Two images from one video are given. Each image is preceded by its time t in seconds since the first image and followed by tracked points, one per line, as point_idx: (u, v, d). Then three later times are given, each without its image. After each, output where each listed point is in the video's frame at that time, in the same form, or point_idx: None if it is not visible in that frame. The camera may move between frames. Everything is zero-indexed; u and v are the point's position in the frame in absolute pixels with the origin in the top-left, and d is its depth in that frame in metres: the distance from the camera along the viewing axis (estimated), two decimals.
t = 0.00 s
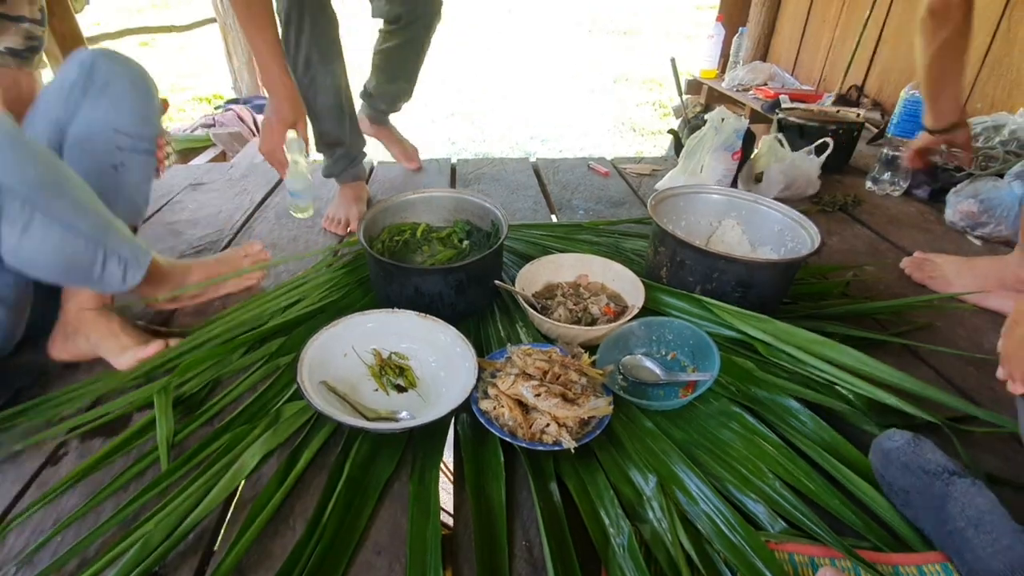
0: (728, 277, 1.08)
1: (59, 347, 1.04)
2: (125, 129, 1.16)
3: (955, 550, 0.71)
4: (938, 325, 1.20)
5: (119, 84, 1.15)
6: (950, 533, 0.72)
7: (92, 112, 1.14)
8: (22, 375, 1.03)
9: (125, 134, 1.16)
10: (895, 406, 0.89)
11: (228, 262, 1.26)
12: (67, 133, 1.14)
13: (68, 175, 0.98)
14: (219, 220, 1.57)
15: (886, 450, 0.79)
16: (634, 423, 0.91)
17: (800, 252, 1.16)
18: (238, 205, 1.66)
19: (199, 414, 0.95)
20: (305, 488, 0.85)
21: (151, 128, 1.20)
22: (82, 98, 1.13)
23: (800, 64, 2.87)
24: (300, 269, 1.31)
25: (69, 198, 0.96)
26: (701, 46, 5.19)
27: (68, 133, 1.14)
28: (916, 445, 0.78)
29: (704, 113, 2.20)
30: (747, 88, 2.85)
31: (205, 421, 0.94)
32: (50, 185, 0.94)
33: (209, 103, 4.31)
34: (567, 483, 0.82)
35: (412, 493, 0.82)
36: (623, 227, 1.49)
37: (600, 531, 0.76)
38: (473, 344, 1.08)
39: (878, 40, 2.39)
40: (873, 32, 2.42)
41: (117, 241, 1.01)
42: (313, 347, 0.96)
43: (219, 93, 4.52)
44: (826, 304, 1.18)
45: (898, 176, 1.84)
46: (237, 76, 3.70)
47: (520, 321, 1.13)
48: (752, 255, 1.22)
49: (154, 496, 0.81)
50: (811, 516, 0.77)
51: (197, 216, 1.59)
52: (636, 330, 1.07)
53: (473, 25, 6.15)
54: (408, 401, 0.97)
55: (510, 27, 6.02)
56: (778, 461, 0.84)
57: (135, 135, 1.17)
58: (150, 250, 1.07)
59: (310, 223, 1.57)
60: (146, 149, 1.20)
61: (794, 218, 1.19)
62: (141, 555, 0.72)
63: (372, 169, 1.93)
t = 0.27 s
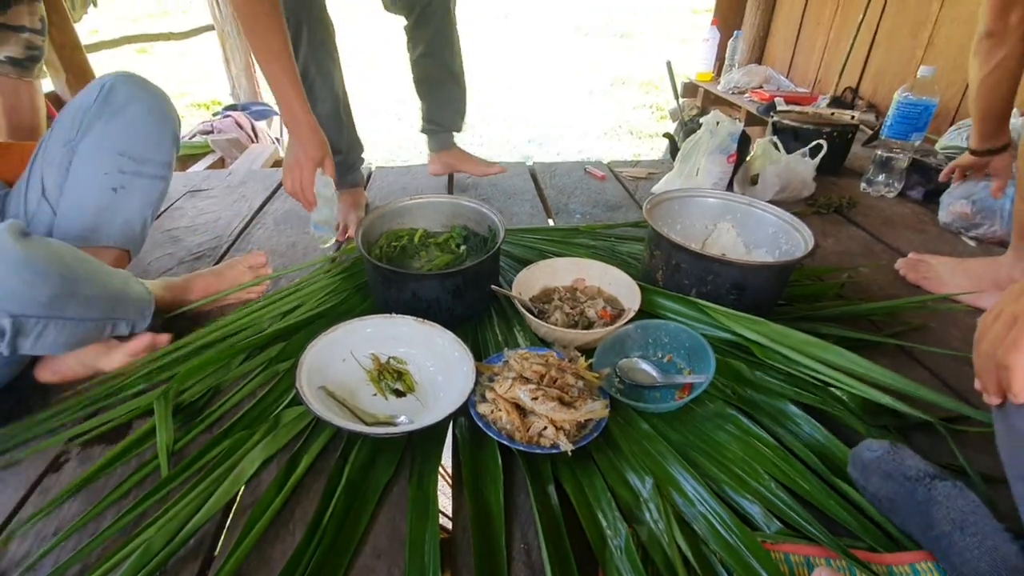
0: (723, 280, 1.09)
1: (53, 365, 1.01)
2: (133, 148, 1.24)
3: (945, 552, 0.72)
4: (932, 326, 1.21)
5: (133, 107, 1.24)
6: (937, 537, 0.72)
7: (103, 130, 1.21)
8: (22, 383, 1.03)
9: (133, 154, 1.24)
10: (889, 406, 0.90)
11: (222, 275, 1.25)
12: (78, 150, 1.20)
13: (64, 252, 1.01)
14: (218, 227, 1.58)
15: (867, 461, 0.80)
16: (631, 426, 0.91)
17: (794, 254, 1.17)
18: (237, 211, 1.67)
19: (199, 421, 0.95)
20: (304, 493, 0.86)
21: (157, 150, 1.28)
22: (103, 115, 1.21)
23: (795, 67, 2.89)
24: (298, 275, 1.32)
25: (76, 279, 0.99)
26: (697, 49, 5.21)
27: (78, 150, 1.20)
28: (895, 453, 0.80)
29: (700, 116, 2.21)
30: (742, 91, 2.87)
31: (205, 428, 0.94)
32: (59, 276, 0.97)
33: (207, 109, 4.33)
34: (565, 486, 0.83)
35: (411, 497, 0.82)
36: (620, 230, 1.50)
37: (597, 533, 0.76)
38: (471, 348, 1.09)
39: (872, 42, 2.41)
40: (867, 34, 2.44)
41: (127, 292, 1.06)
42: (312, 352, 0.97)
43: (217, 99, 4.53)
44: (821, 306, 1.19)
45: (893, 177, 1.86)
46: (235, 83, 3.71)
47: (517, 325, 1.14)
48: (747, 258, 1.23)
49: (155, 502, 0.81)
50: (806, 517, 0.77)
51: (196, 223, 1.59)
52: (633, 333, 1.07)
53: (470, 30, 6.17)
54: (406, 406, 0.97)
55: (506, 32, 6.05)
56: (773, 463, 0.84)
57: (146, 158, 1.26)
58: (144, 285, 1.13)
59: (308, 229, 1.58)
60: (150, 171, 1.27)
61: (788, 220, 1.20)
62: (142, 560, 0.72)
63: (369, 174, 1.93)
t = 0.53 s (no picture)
0: (724, 281, 1.09)
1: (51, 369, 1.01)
2: (159, 163, 1.21)
3: (946, 554, 0.72)
4: (932, 327, 1.21)
5: (163, 122, 1.21)
6: (937, 539, 0.72)
7: (130, 143, 1.19)
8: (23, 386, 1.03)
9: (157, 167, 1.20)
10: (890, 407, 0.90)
11: (221, 276, 1.24)
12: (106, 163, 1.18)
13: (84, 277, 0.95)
14: (218, 230, 1.57)
15: (863, 464, 0.80)
16: (633, 427, 0.91)
17: (795, 256, 1.17)
18: (237, 214, 1.67)
19: (200, 424, 0.95)
20: (305, 496, 0.85)
21: (184, 164, 1.24)
22: (134, 128, 1.19)
23: (793, 70, 2.90)
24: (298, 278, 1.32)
25: (98, 304, 0.95)
26: (694, 53, 5.23)
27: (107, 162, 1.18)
28: (890, 456, 0.80)
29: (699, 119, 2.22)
30: (741, 94, 2.87)
31: (206, 431, 0.94)
32: (85, 305, 0.93)
33: (206, 113, 4.33)
34: (568, 488, 0.82)
35: (413, 500, 0.82)
36: (620, 232, 1.50)
37: (601, 535, 0.76)
38: (472, 350, 1.09)
39: (869, 45, 2.42)
40: (864, 38, 2.44)
41: (139, 309, 1.03)
42: (313, 355, 0.97)
43: (216, 103, 4.53)
44: (822, 307, 1.19)
45: (891, 180, 1.86)
46: (234, 87, 3.72)
47: (518, 327, 1.14)
48: (748, 259, 1.23)
49: (155, 506, 0.81)
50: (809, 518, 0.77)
51: (196, 226, 1.59)
52: (634, 335, 1.07)
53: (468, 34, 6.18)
54: (408, 408, 0.97)
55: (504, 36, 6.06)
56: (776, 464, 0.84)
57: (171, 171, 1.22)
58: (153, 296, 1.10)
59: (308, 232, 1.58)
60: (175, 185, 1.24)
61: (788, 222, 1.21)
62: (143, 564, 0.72)
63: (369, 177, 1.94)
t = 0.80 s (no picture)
0: (722, 286, 1.09)
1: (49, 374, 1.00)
2: (206, 198, 1.21)
3: (942, 558, 0.72)
4: (929, 331, 1.21)
5: (219, 162, 1.21)
6: (934, 543, 0.72)
7: (181, 174, 1.19)
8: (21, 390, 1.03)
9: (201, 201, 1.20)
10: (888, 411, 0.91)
11: (220, 283, 1.22)
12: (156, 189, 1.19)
13: (94, 321, 0.93)
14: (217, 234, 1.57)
15: (862, 469, 0.81)
16: (632, 432, 0.91)
17: (793, 260, 1.18)
18: (236, 218, 1.67)
19: (198, 428, 0.95)
20: (304, 501, 0.85)
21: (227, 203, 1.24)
22: (189, 161, 1.20)
23: (790, 75, 2.91)
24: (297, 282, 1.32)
25: (109, 342, 0.95)
26: (692, 58, 5.26)
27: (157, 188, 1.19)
28: (886, 461, 0.80)
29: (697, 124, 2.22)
30: (738, 99, 2.89)
31: (204, 435, 0.94)
32: (95, 351, 0.93)
33: (205, 117, 4.33)
34: (567, 492, 0.82)
35: (412, 504, 0.82)
36: (618, 237, 1.50)
37: (600, 540, 0.76)
38: (471, 354, 1.09)
39: (866, 51, 2.43)
40: (860, 44, 2.46)
41: (147, 337, 1.02)
42: (312, 359, 0.97)
43: (215, 107, 4.53)
44: (820, 311, 1.20)
45: (888, 184, 1.86)
46: (233, 91, 3.73)
47: (517, 331, 1.14)
48: (746, 264, 1.23)
49: (154, 510, 0.81)
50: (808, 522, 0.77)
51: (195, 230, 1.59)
52: (633, 339, 1.07)
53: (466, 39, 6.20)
54: (407, 413, 0.97)
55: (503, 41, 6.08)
56: (775, 468, 0.84)
57: (213, 206, 1.22)
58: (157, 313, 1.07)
59: (307, 236, 1.58)
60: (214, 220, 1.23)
61: (786, 227, 1.21)
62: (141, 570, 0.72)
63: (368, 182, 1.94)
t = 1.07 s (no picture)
0: (723, 289, 1.10)
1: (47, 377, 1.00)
2: (232, 216, 1.25)
3: (945, 560, 0.72)
4: (929, 334, 1.22)
5: (247, 185, 1.28)
6: (937, 545, 0.72)
7: (210, 192, 1.23)
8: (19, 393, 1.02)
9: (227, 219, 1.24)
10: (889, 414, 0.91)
11: (222, 285, 1.22)
12: (183, 204, 1.22)
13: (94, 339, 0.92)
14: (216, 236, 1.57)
15: (863, 472, 0.81)
16: (633, 434, 0.91)
17: (793, 263, 1.18)
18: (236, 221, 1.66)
19: (198, 431, 0.94)
20: (305, 504, 0.85)
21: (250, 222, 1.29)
22: (219, 180, 1.24)
23: (788, 80, 2.92)
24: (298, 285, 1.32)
25: (108, 359, 0.93)
26: (690, 63, 5.27)
27: (184, 203, 1.22)
28: (888, 463, 0.81)
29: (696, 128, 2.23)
30: (737, 103, 2.89)
31: (204, 438, 0.93)
32: (96, 369, 0.91)
33: (205, 120, 4.32)
34: (568, 495, 0.82)
35: (413, 507, 0.82)
36: (618, 240, 1.51)
37: (602, 543, 0.76)
38: (472, 357, 1.09)
39: (864, 56, 2.44)
40: (858, 48, 2.47)
41: (149, 350, 1.00)
42: (313, 361, 0.96)
43: (214, 110, 4.53)
44: (820, 314, 1.20)
45: (887, 189, 1.88)
46: (233, 94, 3.73)
47: (518, 334, 1.14)
48: (746, 267, 1.23)
49: (153, 513, 0.80)
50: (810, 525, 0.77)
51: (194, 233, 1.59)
52: (633, 342, 1.08)
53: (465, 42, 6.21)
54: (408, 415, 0.97)
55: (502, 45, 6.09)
56: (775, 471, 0.84)
57: (238, 224, 1.27)
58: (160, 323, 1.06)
59: (307, 238, 1.58)
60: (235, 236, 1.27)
61: (786, 230, 1.22)
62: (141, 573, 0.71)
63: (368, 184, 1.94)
